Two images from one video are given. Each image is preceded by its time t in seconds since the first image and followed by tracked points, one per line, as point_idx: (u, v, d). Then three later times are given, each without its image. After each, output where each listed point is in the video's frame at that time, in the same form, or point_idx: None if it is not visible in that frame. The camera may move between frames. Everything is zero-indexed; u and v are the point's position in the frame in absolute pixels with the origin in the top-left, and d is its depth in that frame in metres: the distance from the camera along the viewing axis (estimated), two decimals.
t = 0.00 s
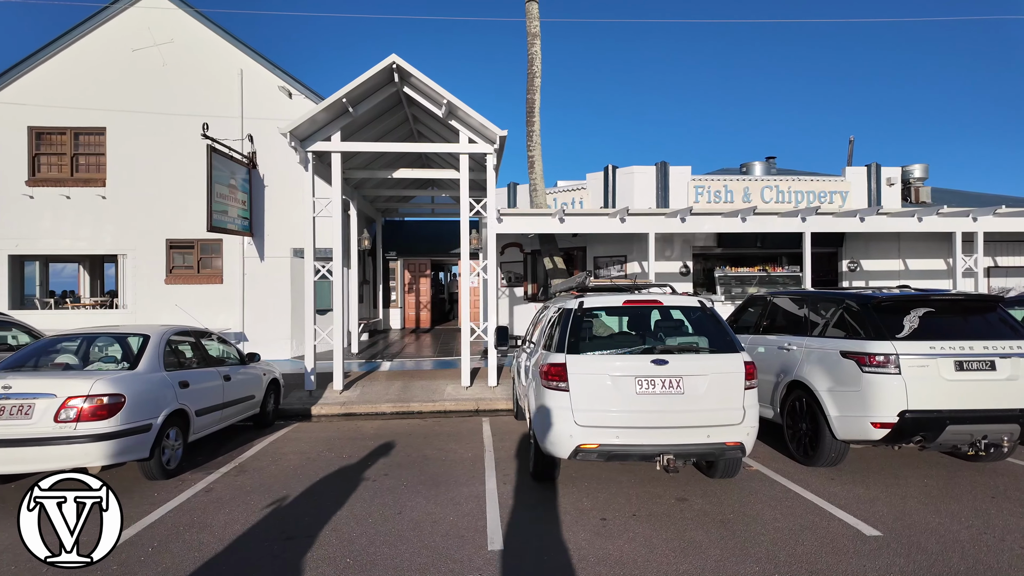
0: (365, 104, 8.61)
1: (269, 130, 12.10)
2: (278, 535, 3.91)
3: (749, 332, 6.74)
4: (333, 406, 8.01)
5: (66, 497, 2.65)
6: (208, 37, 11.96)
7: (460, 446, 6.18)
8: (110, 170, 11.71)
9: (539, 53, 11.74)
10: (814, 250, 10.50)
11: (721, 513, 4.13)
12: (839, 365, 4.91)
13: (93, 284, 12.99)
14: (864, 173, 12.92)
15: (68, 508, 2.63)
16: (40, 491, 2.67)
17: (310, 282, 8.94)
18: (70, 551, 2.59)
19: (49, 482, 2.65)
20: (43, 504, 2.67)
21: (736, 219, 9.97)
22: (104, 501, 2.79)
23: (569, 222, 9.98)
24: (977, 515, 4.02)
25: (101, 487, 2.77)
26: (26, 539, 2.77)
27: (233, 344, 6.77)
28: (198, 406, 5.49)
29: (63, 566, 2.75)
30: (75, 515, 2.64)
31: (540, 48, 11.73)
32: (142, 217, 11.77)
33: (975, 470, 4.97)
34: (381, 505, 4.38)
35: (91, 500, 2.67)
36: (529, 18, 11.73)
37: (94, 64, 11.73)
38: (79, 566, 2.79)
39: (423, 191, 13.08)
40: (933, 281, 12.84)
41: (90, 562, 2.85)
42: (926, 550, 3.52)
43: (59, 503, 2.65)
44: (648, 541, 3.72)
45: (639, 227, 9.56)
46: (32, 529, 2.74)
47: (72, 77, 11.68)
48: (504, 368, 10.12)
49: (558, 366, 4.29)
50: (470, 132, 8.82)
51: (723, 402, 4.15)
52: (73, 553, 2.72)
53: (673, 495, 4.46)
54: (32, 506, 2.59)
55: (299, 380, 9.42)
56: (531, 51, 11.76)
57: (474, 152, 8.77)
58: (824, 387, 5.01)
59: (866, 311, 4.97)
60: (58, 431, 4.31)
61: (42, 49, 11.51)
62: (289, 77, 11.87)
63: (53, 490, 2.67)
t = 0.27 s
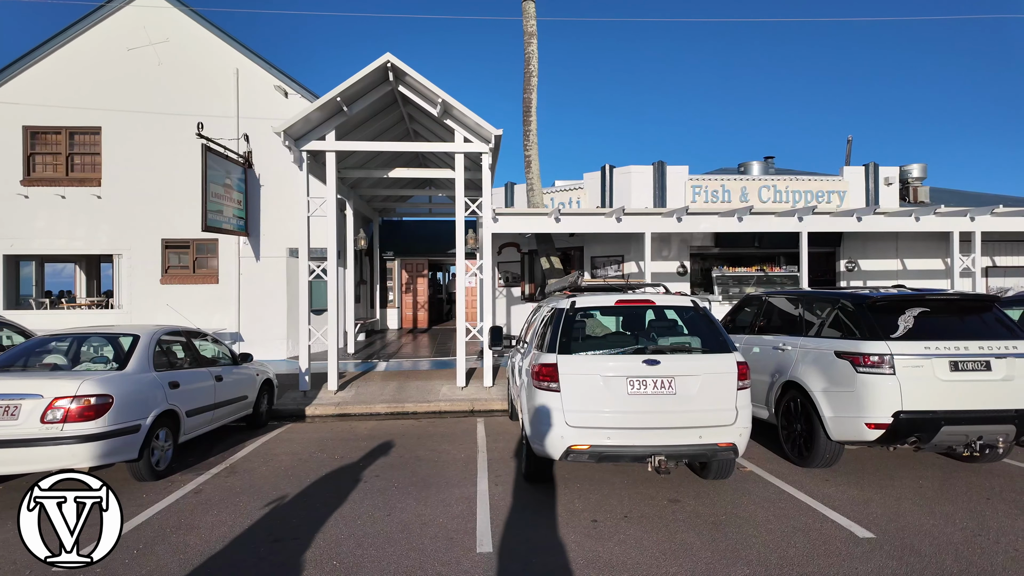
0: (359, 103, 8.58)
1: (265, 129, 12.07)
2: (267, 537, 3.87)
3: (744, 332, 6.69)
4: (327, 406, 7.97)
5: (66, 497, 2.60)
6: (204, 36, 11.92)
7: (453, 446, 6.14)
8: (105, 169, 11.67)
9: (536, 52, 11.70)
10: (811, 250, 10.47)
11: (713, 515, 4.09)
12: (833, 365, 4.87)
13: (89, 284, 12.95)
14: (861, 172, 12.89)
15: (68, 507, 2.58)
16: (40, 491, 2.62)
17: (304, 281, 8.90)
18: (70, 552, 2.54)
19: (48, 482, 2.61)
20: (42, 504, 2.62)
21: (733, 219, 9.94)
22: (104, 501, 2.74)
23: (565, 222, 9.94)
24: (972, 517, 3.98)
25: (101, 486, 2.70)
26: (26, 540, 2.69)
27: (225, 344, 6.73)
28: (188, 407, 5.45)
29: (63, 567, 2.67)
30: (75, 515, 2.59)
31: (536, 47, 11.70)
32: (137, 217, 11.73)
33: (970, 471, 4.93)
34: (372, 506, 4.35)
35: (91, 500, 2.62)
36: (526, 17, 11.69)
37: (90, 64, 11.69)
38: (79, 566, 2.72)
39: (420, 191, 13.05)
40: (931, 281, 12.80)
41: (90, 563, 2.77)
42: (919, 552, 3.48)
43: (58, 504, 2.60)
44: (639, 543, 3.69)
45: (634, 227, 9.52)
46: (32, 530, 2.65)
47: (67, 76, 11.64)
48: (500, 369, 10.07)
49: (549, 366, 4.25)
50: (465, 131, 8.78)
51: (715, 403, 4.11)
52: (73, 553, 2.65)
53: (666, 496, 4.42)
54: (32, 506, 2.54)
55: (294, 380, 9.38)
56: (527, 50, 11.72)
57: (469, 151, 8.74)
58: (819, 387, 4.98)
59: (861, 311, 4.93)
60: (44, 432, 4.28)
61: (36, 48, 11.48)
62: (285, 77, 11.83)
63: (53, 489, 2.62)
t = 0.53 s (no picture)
0: (354, 102, 8.54)
1: (261, 128, 12.03)
2: (253, 539, 3.84)
3: (740, 332, 6.64)
4: (321, 406, 7.93)
5: (66, 497, 2.56)
6: (199, 35, 11.89)
7: (446, 447, 6.11)
8: (100, 169, 11.63)
9: (533, 51, 11.67)
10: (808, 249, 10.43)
11: (705, 516, 4.06)
12: (828, 365, 4.83)
13: (85, 284, 12.92)
14: (859, 172, 12.85)
15: (68, 508, 2.54)
16: (40, 491, 2.58)
17: (298, 281, 8.86)
18: (70, 552, 2.51)
19: (49, 482, 2.57)
20: (43, 504, 2.57)
21: (730, 219, 9.89)
22: (104, 501, 2.69)
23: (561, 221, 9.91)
24: (966, 517, 3.94)
25: (102, 487, 2.66)
26: (27, 539, 2.66)
27: (217, 344, 6.68)
28: (179, 407, 5.41)
29: (63, 566, 2.67)
30: (75, 515, 2.56)
31: (533, 46, 11.67)
32: (132, 217, 11.70)
33: (965, 471, 4.89)
34: (361, 507, 4.31)
35: (90, 500, 2.57)
36: (523, 15, 11.64)
37: (84, 62, 11.66)
38: (78, 566, 2.71)
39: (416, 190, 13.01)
40: (929, 281, 12.75)
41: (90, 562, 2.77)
42: (912, 554, 3.44)
43: (58, 504, 2.56)
44: (629, 544, 3.65)
45: (631, 226, 9.47)
46: (32, 530, 2.63)
47: (63, 75, 11.60)
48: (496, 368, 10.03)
49: (540, 366, 4.21)
50: (460, 130, 8.74)
51: (706, 403, 4.07)
52: (73, 553, 2.65)
53: (658, 497, 4.39)
54: (32, 506, 2.50)
55: (288, 380, 9.34)
56: (524, 49, 11.68)
57: (464, 150, 8.70)
58: (813, 387, 4.94)
59: (855, 310, 4.90)
60: (30, 433, 4.24)
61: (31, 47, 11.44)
62: (281, 76, 11.80)
63: (53, 489, 2.58)
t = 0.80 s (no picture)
0: (348, 101, 8.50)
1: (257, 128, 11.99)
2: (241, 540, 3.82)
3: (735, 331, 6.60)
4: (316, 406, 7.90)
5: (66, 497, 2.52)
6: (195, 34, 11.85)
7: (439, 447, 6.08)
8: (95, 168, 11.59)
9: (529, 50, 11.63)
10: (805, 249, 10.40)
11: (697, 517, 4.03)
12: (821, 364, 4.80)
13: (81, 284, 12.89)
14: (857, 171, 12.82)
15: (68, 507, 2.49)
16: (40, 491, 2.55)
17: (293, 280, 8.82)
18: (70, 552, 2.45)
19: (49, 481, 2.54)
20: (43, 504, 2.54)
21: (726, 218, 9.87)
22: (104, 501, 2.63)
23: (557, 220, 9.88)
24: (959, 518, 3.91)
25: (102, 487, 2.60)
26: (26, 540, 2.61)
27: (209, 344, 6.65)
28: (169, 407, 5.37)
29: (63, 567, 2.58)
30: (75, 515, 2.51)
31: (530, 45, 11.63)
32: (128, 216, 11.67)
33: (960, 472, 4.86)
34: (351, 508, 4.28)
35: (91, 500, 2.52)
36: (519, 14, 11.61)
37: (80, 62, 11.63)
38: (79, 567, 2.63)
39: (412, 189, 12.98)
40: (927, 280, 12.72)
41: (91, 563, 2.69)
42: (904, 555, 3.41)
43: (58, 503, 2.52)
44: (619, 545, 3.62)
45: (627, 225, 9.43)
46: (32, 530, 2.58)
47: (58, 75, 11.57)
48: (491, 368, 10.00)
49: (530, 366, 4.17)
50: (455, 129, 8.71)
51: (698, 403, 4.04)
52: (73, 553, 2.56)
53: (650, 497, 4.36)
54: (31, 505, 2.46)
55: (284, 380, 9.31)
56: (521, 48, 11.65)
57: (459, 149, 8.67)
58: (807, 387, 4.91)
59: (849, 310, 4.87)
60: (17, 434, 4.21)
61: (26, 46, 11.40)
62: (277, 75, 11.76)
63: (53, 489, 2.54)
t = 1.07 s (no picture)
0: (343, 100, 8.47)
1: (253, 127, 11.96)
2: (227, 542, 3.78)
3: (730, 331, 6.56)
4: (310, 407, 7.87)
5: (66, 497, 2.55)
6: (190, 33, 11.82)
7: (432, 447, 6.04)
8: (91, 168, 11.56)
9: (526, 49, 11.60)
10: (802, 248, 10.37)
11: (688, 518, 3.99)
12: (815, 364, 4.77)
13: (77, 284, 12.85)
14: (855, 170, 12.78)
15: (68, 508, 2.53)
16: (40, 491, 2.57)
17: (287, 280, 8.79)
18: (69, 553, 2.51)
19: (48, 482, 2.56)
20: (43, 504, 2.57)
21: (722, 218, 9.84)
22: (104, 500, 2.65)
23: (553, 220, 9.85)
24: (953, 520, 3.87)
25: (102, 486, 2.64)
26: (27, 539, 2.67)
27: (202, 344, 6.61)
28: (159, 408, 5.34)
29: (63, 566, 2.65)
30: (75, 515, 2.55)
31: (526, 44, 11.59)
32: (123, 216, 11.63)
33: (954, 473, 4.82)
34: (340, 509, 4.25)
35: (91, 500, 2.55)
36: (516, 14, 11.58)
37: (75, 61, 11.59)
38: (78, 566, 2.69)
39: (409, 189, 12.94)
40: (925, 280, 12.68)
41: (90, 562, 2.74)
42: (896, 557, 3.38)
43: (58, 504, 2.55)
44: (608, 547, 3.59)
45: (623, 225, 9.40)
46: (32, 529, 2.63)
47: (53, 74, 11.54)
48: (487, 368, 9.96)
49: (520, 366, 4.13)
50: (450, 128, 8.67)
51: (689, 403, 4.01)
52: (74, 553, 2.64)
53: (642, 498, 4.33)
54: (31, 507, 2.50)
55: (278, 381, 9.27)
56: (517, 48, 11.62)
57: (454, 148, 8.63)
58: (801, 387, 4.87)
59: (843, 309, 4.83)
60: (3, 434, 4.17)
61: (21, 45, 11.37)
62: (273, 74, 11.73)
63: (52, 489, 2.56)
